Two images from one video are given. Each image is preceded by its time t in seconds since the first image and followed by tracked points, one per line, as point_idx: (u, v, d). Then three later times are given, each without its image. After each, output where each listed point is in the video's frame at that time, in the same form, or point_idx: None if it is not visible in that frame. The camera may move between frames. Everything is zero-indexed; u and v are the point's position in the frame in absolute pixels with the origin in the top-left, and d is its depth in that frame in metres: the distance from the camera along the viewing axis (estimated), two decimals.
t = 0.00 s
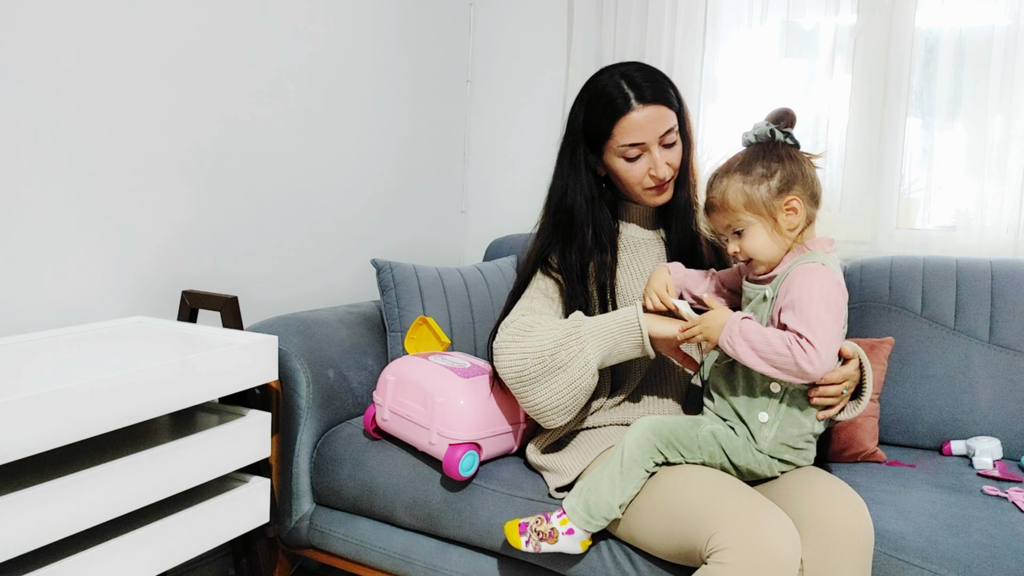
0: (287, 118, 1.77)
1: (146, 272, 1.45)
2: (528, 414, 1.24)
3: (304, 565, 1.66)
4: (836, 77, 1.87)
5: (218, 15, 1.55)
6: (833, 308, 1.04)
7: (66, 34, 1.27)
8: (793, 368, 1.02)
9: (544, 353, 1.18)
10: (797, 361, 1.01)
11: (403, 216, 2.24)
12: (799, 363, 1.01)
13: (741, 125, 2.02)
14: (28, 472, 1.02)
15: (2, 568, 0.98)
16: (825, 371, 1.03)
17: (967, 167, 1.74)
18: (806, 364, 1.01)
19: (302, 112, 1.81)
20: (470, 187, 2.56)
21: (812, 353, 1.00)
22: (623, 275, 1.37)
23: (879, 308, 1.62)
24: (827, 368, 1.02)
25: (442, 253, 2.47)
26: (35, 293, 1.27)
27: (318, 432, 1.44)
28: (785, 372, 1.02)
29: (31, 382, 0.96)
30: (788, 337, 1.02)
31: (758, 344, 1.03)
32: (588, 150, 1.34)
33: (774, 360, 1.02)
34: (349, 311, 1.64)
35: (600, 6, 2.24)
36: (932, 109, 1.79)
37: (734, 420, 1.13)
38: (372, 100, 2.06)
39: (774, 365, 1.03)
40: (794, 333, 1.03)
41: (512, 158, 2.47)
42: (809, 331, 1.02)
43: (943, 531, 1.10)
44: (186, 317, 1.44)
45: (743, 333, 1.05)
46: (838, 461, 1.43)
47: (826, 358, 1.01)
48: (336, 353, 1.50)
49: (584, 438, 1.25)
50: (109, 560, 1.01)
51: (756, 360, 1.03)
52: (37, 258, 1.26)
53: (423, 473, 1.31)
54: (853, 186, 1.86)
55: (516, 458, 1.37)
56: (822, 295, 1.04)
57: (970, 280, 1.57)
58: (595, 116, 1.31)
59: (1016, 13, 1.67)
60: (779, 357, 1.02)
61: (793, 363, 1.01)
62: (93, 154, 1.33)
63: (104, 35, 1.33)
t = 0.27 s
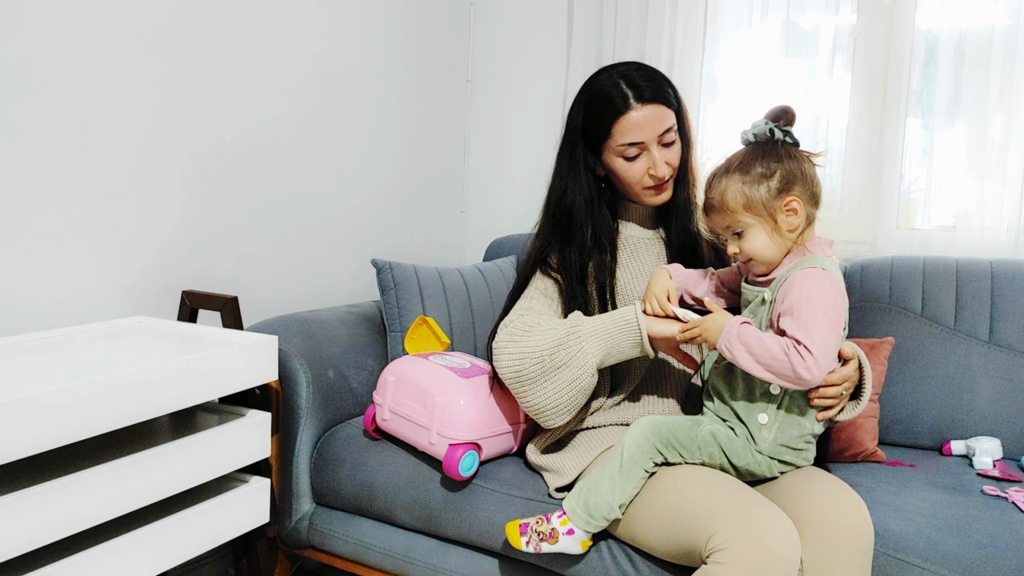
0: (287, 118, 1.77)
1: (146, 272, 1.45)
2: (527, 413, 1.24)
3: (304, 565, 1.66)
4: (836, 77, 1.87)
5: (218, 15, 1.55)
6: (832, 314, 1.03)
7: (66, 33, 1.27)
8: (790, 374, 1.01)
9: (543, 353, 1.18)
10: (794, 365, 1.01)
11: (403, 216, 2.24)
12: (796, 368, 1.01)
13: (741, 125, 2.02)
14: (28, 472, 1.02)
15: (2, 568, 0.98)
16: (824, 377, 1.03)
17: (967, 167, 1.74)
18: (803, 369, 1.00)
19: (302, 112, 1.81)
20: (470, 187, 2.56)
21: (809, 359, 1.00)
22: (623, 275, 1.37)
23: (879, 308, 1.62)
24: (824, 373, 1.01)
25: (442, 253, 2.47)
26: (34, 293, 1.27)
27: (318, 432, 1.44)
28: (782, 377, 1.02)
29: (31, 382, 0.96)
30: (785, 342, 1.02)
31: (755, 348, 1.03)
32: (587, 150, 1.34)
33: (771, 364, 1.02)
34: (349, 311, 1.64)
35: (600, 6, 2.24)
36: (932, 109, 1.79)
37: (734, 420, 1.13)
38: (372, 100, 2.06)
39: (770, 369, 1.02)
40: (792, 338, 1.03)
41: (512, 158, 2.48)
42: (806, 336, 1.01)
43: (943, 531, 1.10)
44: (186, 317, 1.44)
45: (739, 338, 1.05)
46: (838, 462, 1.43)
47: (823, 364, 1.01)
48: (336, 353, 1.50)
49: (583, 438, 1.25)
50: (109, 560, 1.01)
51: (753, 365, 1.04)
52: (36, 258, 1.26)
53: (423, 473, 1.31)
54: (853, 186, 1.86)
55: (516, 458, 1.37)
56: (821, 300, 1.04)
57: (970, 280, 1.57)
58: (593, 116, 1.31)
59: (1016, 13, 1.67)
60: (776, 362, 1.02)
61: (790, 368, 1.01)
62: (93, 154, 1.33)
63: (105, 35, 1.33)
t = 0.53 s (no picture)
0: (287, 118, 1.77)
1: (146, 272, 1.45)
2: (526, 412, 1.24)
3: (304, 565, 1.66)
4: (837, 77, 1.87)
5: (218, 14, 1.55)
6: (829, 315, 1.03)
7: (65, 33, 1.27)
8: (783, 374, 1.01)
9: (541, 351, 1.18)
10: (786, 365, 1.01)
11: (403, 215, 2.24)
12: (790, 369, 1.01)
13: (741, 125, 2.02)
14: (28, 472, 1.02)
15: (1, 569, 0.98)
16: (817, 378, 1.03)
17: (967, 167, 1.74)
18: (797, 370, 1.00)
19: (302, 112, 1.81)
20: (471, 187, 2.56)
21: (803, 360, 1.00)
22: (623, 274, 1.37)
23: (879, 308, 1.62)
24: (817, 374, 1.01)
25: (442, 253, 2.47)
26: (34, 293, 1.27)
27: (318, 432, 1.44)
28: (776, 378, 1.02)
29: (31, 382, 0.96)
30: (780, 343, 1.03)
31: (748, 348, 1.04)
32: (587, 149, 1.34)
33: (763, 364, 1.03)
34: (349, 311, 1.64)
35: (600, 6, 2.24)
36: (932, 109, 1.79)
37: (735, 421, 1.13)
38: (372, 100, 2.06)
39: (763, 370, 1.03)
40: (787, 339, 1.03)
41: (512, 157, 2.48)
42: (801, 337, 1.02)
43: (943, 531, 1.10)
44: (186, 317, 1.44)
45: (734, 339, 1.05)
46: (838, 461, 1.43)
47: (816, 364, 1.01)
48: (335, 353, 1.50)
49: (583, 438, 1.25)
50: (109, 560, 1.01)
51: (746, 365, 1.04)
52: (36, 258, 1.26)
53: (423, 474, 1.31)
54: (853, 186, 1.86)
55: (516, 458, 1.37)
56: (818, 302, 1.03)
57: (970, 279, 1.57)
58: (593, 115, 1.31)
59: (1016, 13, 1.67)
60: (769, 361, 1.02)
61: (785, 368, 1.01)
62: (93, 154, 1.33)
63: (105, 34, 1.33)
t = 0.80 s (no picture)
0: (287, 118, 1.77)
1: (146, 272, 1.45)
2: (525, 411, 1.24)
3: (304, 565, 1.66)
4: (837, 77, 1.87)
5: (218, 15, 1.55)
6: (819, 315, 1.03)
7: (65, 34, 1.27)
8: (755, 365, 1.02)
9: (540, 351, 1.18)
10: (759, 356, 1.01)
11: (403, 215, 2.24)
12: (769, 363, 1.01)
13: (741, 125, 2.02)
14: (28, 472, 1.02)
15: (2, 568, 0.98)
16: (794, 375, 1.01)
17: (968, 167, 1.74)
18: (775, 363, 1.00)
19: (302, 113, 1.81)
20: (471, 187, 2.56)
21: (783, 354, 1.00)
22: (623, 274, 1.37)
23: (879, 308, 1.62)
24: (790, 369, 1.00)
25: (442, 253, 2.47)
26: (35, 293, 1.27)
27: (318, 432, 1.44)
28: (755, 374, 1.02)
29: (31, 382, 0.96)
30: (763, 339, 1.03)
31: (724, 341, 1.05)
32: (587, 149, 1.35)
33: (737, 356, 1.03)
34: (349, 311, 1.64)
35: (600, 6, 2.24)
36: (932, 109, 1.79)
37: (735, 421, 1.13)
38: (372, 100, 2.06)
39: (736, 362, 1.03)
40: (771, 337, 1.03)
41: (512, 157, 2.48)
42: (785, 333, 1.02)
43: (943, 531, 1.10)
44: (186, 317, 1.44)
45: (717, 337, 1.06)
46: (838, 461, 1.43)
47: (790, 358, 1.00)
48: (335, 353, 1.50)
49: (583, 438, 1.25)
50: (109, 560, 1.01)
51: (719, 358, 1.05)
52: (37, 258, 1.26)
53: (423, 474, 1.31)
54: (853, 186, 1.86)
55: (516, 458, 1.37)
56: (810, 302, 1.03)
57: (970, 279, 1.57)
58: (593, 115, 1.31)
59: (1016, 13, 1.67)
60: (742, 353, 1.03)
61: (763, 362, 1.01)
62: (93, 154, 1.33)
63: (105, 35, 1.33)
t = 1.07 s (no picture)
0: (287, 118, 1.77)
1: (146, 272, 1.45)
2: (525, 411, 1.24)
3: (304, 565, 1.66)
4: (836, 77, 1.87)
5: (218, 15, 1.55)
6: (814, 317, 1.03)
7: (65, 34, 1.27)
8: (750, 366, 1.02)
9: (540, 351, 1.18)
10: (754, 357, 1.02)
11: (403, 216, 2.24)
12: (762, 364, 1.01)
13: (741, 126, 2.02)
14: (28, 472, 1.02)
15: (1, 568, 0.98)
16: (789, 377, 1.01)
17: (968, 167, 1.74)
18: (769, 364, 1.01)
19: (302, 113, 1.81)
20: (471, 188, 2.56)
21: (777, 355, 1.00)
22: (623, 274, 1.37)
23: (879, 308, 1.62)
24: (784, 371, 1.00)
25: (442, 253, 2.47)
26: (35, 293, 1.27)
27: (318, 432, 1.44)
28: (748, 375, 1.02)
29: (31, 382, 0.96)
30: (757, 340, 1.03)
31: (718, 342, 1.05)
32: (588, 149, 1.35)
33: (731, 357, 1.04)
34: (349, 311, 1.64)
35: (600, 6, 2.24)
36: (932, 109, 1.79)
37: (735, 422, 1.13)
38: (372, 100, 2.06)
39: (730, 363, 1.04)
40: (766, 338, 1.03)
41: (512, 157, 2.48)
42: (779, 334, 1.02)
43: (942, 531, 1.10)
44: (186, 317, 1.44)
45: (712, 338, 1.06)
46: (838, 461, 1.43)
47: (784, 360, 1.00)
48: (335, 353, 1.50)
49: (583, 438, 1.25)
50: (109, 560, 1.01)
51: (713, 360, 1.05)
52: (37, 258, 1.26)
53: (423, 474, 1.31)
54: (853, 186, 1.86)
55: (516, 458, 1.37)
56: (806, 303, 1.03)
57: (970, 279, 1.57)
58: (594, 115, 1.31)
59: (1016, 13, 1.67)
60: (737, 354, 1.03)
61: (757, 362, 1.01)
62: (93, 154, 1.33)
63: (105, 35, 1.33)
